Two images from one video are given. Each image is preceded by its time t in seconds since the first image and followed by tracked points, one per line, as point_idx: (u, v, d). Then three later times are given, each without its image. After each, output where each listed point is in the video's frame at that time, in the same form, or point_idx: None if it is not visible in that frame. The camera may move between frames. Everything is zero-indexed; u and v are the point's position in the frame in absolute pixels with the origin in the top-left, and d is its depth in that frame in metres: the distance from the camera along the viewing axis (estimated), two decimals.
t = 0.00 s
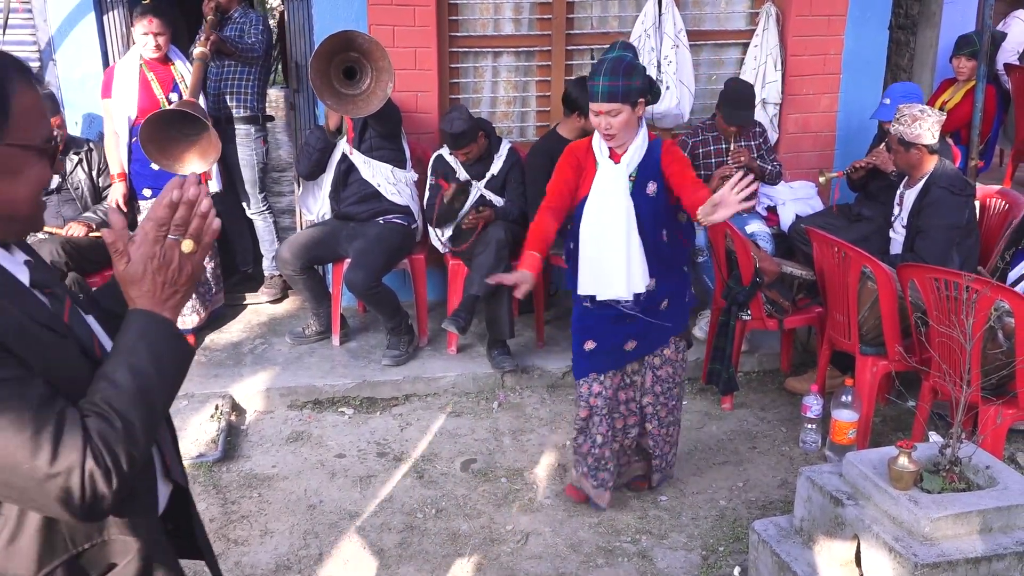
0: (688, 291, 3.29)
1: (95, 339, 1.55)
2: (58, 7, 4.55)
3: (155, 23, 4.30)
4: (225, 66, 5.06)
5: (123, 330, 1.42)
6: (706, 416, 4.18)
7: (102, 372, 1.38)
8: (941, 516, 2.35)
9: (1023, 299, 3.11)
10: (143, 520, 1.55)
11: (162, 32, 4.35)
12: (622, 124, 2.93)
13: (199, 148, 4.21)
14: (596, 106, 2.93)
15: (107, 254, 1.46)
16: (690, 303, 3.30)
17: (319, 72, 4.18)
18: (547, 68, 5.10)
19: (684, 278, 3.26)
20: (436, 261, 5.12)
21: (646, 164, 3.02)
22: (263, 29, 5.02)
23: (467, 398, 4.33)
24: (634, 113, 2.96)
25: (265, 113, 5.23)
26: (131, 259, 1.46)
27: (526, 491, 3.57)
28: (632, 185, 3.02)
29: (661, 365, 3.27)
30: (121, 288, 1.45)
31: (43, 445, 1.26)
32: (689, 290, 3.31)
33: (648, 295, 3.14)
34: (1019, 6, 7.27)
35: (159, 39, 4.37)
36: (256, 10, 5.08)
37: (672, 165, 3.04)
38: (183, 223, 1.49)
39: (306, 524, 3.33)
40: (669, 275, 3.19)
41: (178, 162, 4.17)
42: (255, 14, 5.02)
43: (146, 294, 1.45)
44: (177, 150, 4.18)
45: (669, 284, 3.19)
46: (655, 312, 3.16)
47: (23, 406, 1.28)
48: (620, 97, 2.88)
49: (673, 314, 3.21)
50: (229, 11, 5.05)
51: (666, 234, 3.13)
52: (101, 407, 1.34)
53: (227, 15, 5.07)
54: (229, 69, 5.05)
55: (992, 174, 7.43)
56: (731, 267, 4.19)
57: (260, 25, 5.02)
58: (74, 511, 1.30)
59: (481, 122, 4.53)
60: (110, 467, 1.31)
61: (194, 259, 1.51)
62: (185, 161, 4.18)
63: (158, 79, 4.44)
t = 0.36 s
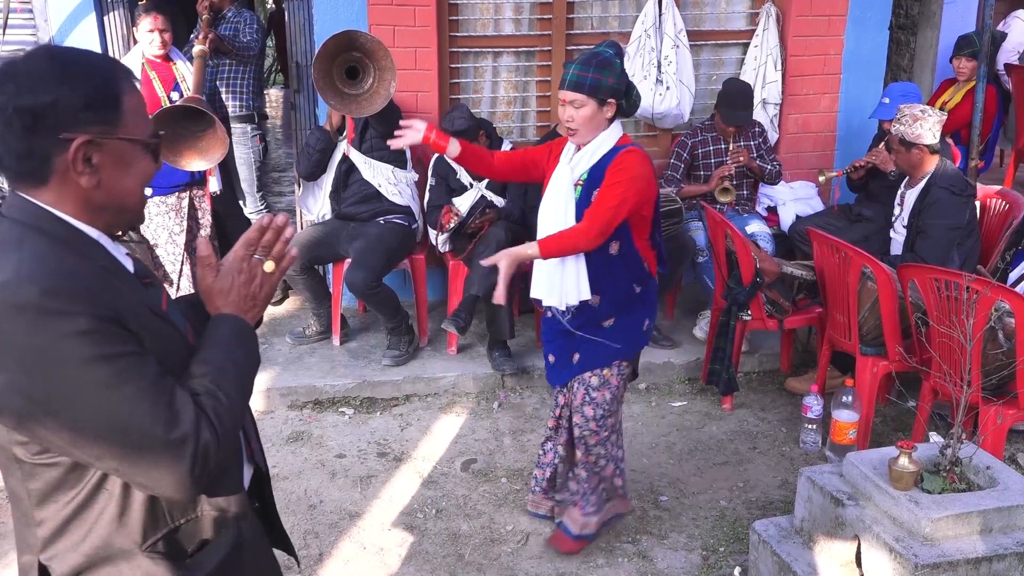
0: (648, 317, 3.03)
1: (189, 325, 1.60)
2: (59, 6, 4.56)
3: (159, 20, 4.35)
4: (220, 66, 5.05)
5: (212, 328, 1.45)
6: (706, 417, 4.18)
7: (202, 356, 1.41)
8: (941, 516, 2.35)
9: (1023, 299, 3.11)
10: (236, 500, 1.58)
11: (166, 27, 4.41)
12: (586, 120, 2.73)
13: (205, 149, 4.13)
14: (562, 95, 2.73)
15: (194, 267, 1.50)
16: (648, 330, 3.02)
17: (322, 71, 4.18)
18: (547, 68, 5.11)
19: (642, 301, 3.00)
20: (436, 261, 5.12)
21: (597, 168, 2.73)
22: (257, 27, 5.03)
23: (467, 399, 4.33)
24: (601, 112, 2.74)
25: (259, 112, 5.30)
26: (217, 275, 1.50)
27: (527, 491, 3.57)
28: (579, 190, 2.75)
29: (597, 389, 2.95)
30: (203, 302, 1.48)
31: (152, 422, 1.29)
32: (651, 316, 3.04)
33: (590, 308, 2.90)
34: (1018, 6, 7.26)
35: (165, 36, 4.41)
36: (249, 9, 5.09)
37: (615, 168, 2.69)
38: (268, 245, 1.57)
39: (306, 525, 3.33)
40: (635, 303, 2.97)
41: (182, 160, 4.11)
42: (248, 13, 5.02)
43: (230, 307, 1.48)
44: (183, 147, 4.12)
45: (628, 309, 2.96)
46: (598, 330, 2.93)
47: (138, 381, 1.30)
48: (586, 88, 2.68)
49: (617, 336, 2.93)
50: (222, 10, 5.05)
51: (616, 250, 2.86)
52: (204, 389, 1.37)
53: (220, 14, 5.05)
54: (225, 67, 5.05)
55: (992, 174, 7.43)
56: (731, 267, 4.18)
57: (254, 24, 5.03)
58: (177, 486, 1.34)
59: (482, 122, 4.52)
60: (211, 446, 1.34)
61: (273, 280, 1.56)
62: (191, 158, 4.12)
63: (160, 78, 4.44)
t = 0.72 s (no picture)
0: (607, 342, 2.83)
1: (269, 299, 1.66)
2: (58, 7, 4.56)
3: (161, 19, 4.38)
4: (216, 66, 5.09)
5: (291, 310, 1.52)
6: (706, 417, 4.18)
7: (291, 342, 1.49)
8: (941, 516, 2.35)
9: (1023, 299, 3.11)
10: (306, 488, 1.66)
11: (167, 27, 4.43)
12: (564, 119, 2.70)
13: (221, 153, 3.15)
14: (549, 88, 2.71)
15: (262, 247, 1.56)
16: (605, 357, 2.82)
17: (319, 75, 4.17)
18: (547, 69, 5.11)
19: (599, 323, 2.82)
20: (436, 261, 5.12)
21: (551, 176, 2.69)
22: (252, 28, 5.01)
23: (467, 399, 4.33)
24: (582, 117, 2.71)
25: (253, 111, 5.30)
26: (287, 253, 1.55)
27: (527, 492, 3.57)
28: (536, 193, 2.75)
29: (552, 417, 2.87)
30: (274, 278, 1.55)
31: (261, 409, 1.37)
32: (611, 342, 2.83)
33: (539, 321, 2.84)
34: (1018, 6, 7.25)
35: (166, 35, 4.42)
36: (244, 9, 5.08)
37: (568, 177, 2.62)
38: (330, 218, 1.61)
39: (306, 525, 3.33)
40: (586, 319, 2.80)
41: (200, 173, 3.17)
42: (243, 13, 5.01)
43: (305, 285, 1.55)
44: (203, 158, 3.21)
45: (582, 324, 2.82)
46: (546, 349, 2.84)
47: (246, 370, 1.37)
48: (572, 87, 2.66)
49: (570, 357, 2.80)
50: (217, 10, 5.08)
51: (551, 263, 2.73)
52: (297, 372, 1.46)
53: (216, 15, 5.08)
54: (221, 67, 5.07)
55: (992, 175, 7.43)
56: (731, 267, 4.19)
57: (249, 25, 5.01)
58: (279, 466, 1.42)
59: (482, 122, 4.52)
60: (309, 428, 1.44)
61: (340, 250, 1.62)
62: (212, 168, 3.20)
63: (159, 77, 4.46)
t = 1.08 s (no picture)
0: (614, 345, 2.83)
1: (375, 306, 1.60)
2: (58, 7, 4.55)
3: (164, 21, 4.38)
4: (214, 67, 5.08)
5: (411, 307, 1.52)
6: (706, 418, 4.18)
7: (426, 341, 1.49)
8: (941, 517, 2.35)
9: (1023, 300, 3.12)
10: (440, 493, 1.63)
11: (169, 28, 4.42)
12: (563, 114, 2.69)
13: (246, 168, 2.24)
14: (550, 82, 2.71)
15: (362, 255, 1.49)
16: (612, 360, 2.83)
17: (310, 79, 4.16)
18: (547, 70, 5.10)
19: (605, 326, 2.82)
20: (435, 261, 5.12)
21: (549, 177, 2.68)
22: (250, 28, 5.03)
23: (467, 400, 4.33)
24: (581, 113, 2.70)
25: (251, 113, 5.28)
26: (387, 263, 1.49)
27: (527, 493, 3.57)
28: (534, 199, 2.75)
29: (564, 420, 2.86)
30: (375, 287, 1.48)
31: (423, 410, 1.39)
32: (617, 344, 2.84)
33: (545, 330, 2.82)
34: (1018, 6, 7.24)
35: (168, 36, 4.43)
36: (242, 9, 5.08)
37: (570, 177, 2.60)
38: (418, 230, 1.59)
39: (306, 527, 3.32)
40: (594, 322, 2.81)
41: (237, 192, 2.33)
42: (241, 14, 5.01)
43: (405, 295, 1.49)
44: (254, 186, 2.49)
45: (590, 328, 2.81)
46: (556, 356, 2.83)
47: (408, 373, 1.39)
48: (574, 82, 2.65)
49: (581, 361, 2.79)
50: (214, 11, 5.06)
51: (557, 267, 2.72)
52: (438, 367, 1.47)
53: (214, 15, 5.07)
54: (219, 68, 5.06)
55: (991, 175, 7.43)
56: (731, 267, 4.19)
57: (247, 25, 5.03)
58: (432, 464, 1.44)
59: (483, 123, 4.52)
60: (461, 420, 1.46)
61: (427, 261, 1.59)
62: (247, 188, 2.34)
63: (158, 77, 4.46)
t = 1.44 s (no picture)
0: (640, 322, 2.88)
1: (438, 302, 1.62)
2: (58, 8, 4.55)
3: (164, 21, 4.38)
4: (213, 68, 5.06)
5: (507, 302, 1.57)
6: (706, 418, 4.18)
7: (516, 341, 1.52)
8: (940, 517, 2.35)
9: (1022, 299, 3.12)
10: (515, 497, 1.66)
11: (168, 28, 4.43)
12: (587, 113, 2.67)
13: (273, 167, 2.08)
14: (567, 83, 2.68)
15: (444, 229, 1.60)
16: (642, 336, 2.87)
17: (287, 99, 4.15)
18: (546, 70, 5.10)
19: (629, 308, 2.86)
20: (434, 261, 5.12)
21: (595, 173, 2.68)
22: (248, 28, 5.06)
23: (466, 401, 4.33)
24: (603, 111, 2.69)
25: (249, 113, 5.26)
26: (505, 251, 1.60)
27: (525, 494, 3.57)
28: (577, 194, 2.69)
29: (598, 403, 2.85)
30: (460, 264, 1.57)
31: (513, 408, 1.43)
32: (643, 321, 2.88)
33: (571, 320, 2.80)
34: (1017, 6, 7.23)
35: (167, 37, 4.44)
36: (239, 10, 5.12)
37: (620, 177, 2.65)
38: (547, 217, 1.67)
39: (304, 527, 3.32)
40: (623, 304, 2.84)
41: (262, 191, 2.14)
42: (238, 14, 5.06)
43: (518, 284, 1.59)
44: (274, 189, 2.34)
45: (615, 312, 2.84)
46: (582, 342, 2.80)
47: (499, 370, 1.42)
48: (594, 81, 2.65)
49: (609, 343, 2.81)
50: (212, 11, 5.08)
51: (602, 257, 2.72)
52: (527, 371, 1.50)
53: (211, 15, 5.09)
54: (217, 68, 5.05)
55: (991, 175, 7.43)
56: (730, 268, 4.19)
57: (245, 25, 5.06)
58: (514, 463, 1.47)
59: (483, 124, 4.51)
60: (544, 426, 1.49)
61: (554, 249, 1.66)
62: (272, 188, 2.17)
63: (156, 78, 4.47)
